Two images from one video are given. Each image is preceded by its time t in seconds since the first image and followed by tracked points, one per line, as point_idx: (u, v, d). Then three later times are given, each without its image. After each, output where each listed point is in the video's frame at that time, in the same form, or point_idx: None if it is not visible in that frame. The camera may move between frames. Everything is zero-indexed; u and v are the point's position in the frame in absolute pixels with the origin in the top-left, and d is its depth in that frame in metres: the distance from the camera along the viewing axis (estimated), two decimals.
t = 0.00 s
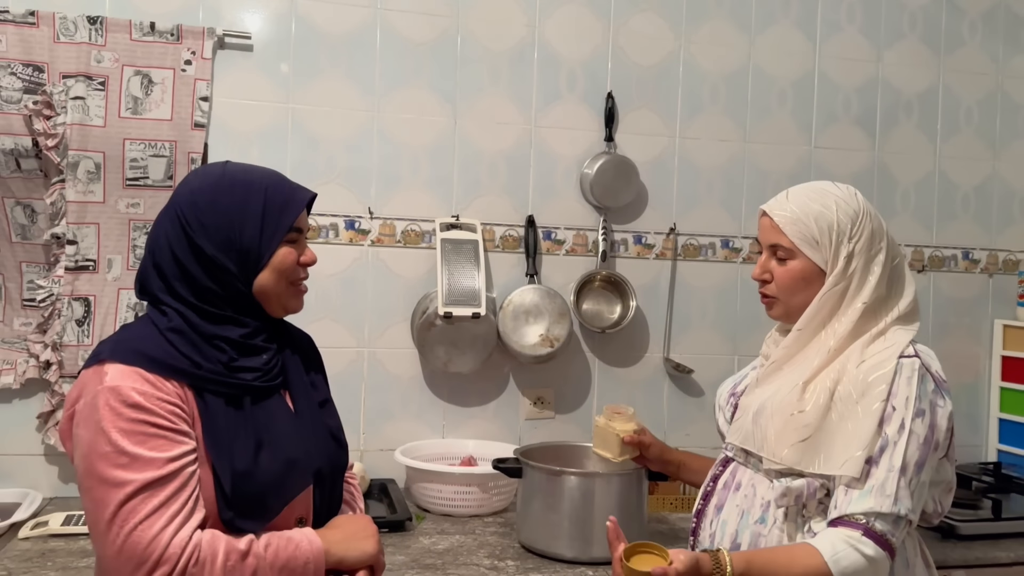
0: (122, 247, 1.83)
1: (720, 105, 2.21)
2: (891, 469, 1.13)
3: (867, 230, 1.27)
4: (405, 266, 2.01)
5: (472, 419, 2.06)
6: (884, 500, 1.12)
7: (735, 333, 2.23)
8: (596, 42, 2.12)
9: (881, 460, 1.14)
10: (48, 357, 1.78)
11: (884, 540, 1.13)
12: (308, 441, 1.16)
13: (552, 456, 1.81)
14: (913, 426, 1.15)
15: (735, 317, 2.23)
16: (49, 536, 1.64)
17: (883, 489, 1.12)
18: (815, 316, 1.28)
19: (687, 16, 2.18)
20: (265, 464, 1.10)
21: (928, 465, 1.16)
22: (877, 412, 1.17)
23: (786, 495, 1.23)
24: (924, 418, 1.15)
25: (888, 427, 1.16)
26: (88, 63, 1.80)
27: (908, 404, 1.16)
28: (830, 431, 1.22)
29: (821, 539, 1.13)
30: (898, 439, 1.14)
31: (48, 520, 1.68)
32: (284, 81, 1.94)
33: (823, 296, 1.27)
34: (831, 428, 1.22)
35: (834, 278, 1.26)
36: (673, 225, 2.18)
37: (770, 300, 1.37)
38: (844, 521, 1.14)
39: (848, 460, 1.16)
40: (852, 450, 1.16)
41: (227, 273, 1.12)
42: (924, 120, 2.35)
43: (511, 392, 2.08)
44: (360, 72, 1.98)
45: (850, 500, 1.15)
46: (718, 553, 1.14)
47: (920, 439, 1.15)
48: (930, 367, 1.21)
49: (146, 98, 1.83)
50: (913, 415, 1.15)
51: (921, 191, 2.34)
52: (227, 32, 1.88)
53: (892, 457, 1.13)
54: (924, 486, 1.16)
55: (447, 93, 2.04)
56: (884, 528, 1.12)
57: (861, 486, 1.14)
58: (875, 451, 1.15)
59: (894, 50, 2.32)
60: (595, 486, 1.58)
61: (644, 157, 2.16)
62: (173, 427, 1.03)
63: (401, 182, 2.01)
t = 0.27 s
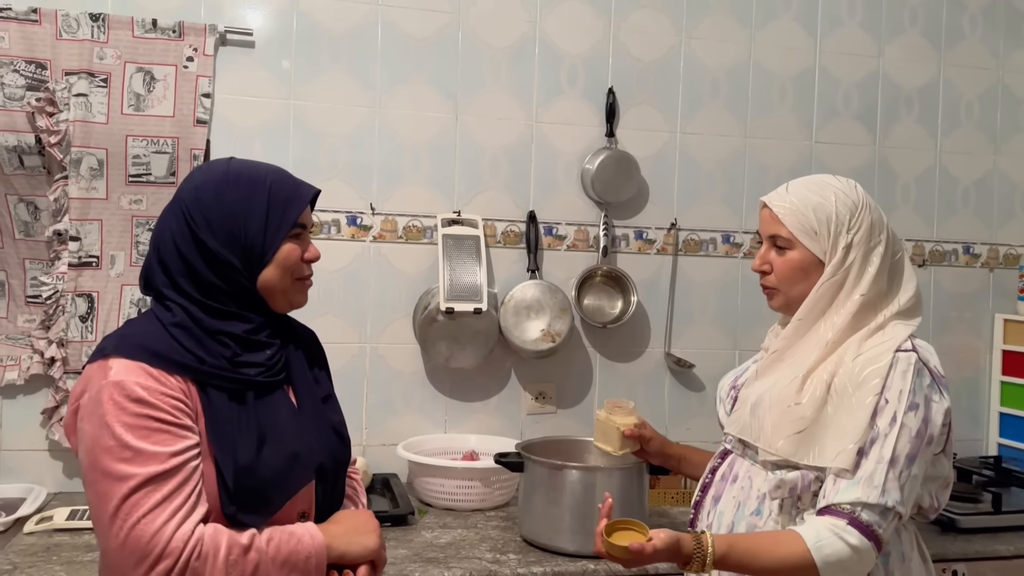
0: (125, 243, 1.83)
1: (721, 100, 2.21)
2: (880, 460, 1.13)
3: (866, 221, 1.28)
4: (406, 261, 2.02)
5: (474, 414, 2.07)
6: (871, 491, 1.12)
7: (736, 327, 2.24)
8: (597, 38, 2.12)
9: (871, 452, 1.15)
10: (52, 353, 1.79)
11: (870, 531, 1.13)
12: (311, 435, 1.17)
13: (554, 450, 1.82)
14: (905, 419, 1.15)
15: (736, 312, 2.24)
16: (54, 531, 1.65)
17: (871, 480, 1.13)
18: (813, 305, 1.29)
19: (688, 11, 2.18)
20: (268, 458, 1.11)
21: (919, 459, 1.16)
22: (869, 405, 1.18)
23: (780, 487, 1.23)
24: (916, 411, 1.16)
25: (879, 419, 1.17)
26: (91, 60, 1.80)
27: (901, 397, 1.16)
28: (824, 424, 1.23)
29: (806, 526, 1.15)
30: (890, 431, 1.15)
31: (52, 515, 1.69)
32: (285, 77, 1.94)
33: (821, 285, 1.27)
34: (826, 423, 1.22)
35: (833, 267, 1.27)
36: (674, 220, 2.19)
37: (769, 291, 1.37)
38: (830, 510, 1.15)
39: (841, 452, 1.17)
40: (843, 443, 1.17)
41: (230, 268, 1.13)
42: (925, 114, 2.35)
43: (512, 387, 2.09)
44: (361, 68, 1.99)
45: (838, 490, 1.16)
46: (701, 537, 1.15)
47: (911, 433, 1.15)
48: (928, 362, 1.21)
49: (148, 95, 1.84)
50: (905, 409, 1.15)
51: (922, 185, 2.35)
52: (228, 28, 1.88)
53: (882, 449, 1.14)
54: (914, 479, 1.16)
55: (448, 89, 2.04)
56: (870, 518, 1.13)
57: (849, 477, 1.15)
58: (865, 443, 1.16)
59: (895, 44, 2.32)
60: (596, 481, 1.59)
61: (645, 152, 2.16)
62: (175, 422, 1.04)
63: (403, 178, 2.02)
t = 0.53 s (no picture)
0: (129, 240, 1.84)
1: (722, 95, 2.21)
2: (885, 450, 1.13)
3: (873, 217, 1.28)
4: (408, 257, 2.03)
5: (477, 409, 2.07)
6: (876, 478, 1.12)
7: (737, 323, 2.24)
8: (598, 34, 2.12)
9: (875, 442, 1.15)
10: (56, 349, 1.80)
11: (876, 513, 1.11)
12: (312, 431, 1.18)
13: (556, 446, 1.83)
14: (909, 411, 1.15)
15: (738, 307, 2.24)
16: (59, 526, 1.66)
17: (876, 467, 1.12)
18: (815, 297, 1.29)
19: (690, 7, 2.18)
20: (269, 454, 1.12)
21: (921, 449, 1.16)
22: (873, 398, 1.18)
23: (780, 481, 1.23)
24: (919, 404, 1.16)
25: (883, 410, 1.17)
26: (94, 57, 1.81)
27: (903, 389, 1.16)
28: (825, 417, 1.23)
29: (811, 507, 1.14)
30: (894, 422, 1.14)
31: (57, 510, 1.70)
32: (287, 74, 1.94)
33: (824, 277, 1.28)
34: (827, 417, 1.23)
35: (836, 260, 1.27)
36: (676, 216, 2.19)
37: (772, 282, 1.38)
38: (835, 495, 1.15)
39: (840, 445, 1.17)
40: (848, 432, 1.17)
41: (232, 264, 1.14)
42: (926, 109, 2.35)
43: (514, 382, 2.09)
44: (363, 65, 1.99)
45: (843, 478, 1.15)
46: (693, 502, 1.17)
47: (915, 424, 1.15)
48: (930, 358, 1.21)
49: (151, 92, 1.84)
50: (908, 400, 1.15)
51: (923, 180, 2.34)
52: (230, 25, 1.89)
53: (886, 438, 1.14)
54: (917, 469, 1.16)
55: (450, 85, 2.04)
56: (876, 500, 1.12)
57: (853, 464, 1.15)
58: (869, 433, 1.16)
59: (897, 39, 2.32)
60: (598, 475, 1.60)
61: (647, 148, 2.16)
62: (177, 417, 1.04)
63: (405, 174, 2.02)
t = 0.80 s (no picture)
0: (131, 236, 1.84)
1: (725, 90, 2.20)
2: (869, 411, 1.13)
3: (883, 222, 1.27)
4: (411, 253, 2.03)
5: (479, 405, 2.08)
6: (858, 432, 1.11)
7: (740, 317, 2.24)
8: (601, 28, 2.12)
9: (861, 405, 1.15)
10: (59, 345, 1.80)
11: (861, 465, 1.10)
12: (314, 425, 1.18)
13: (559, 440, 1.83)
14: (897, 384, 1.15)
15: (740, 302, 2.24)
16: (63, 521, 1.67)
17: (859, 424, 1.12)
18: (819, 300, 1.29)
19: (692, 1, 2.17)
20: (270, 449, 1.12)
21: (907, 422, 1.15)
22: (862, 372, 1.18)
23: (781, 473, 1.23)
24: (909, 379, 1.15)
25: (871, 379, 1.17)
26: (96, 53, 1.81)
27: (895, 363, 1.16)
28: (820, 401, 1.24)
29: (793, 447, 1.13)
30: (881, 390, 1.14)
31: (62, 505, 1.70)
32: (289, 70, 1.94)
33: (829, 282, 1.28)
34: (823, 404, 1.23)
35: (843, 266, 1.27)
36: (678, 211, 2.19)
37: (775, 275, 1.37)
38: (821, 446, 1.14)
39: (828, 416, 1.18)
40: (836, 396, 1.19)
41: (232, 260, 1.14)
42: (930, 103, 2.34)
43: (517, 377, 2.10)
44: (365, 60, 1.99)
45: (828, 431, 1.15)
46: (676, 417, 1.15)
47: (901, 397, 1.14)
48: (926, 342, 1.20)
49: (153, 88, 1.84)
50: (897, 373, 1.15)
51: (927, 174, 2.34)
52: (232, 20, 1.89)
53: (872, 403, 1.14)
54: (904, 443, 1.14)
55: (452, 80, 2.04)
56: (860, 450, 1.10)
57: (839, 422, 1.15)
58: (855, 398, 1.16)
59: (900, 33, 2.31)
60: (601, 469, 1.60)
61: (650, 143, 2.16)
62: (178, 414, 1.05)
63: (407, 170, 2.02)
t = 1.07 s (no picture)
0: (130, 232, 1.84)
1: (726, 85, 2.19)
2: (866, 409, 1.13)
3: (881, 218, 1.26)
4: (411, 249, 2.02)
5: (480, 401, 2.07)
6: (853, 429, 1.11)
7: (741, 313, 2.23)
8: (602, 22, 2.11)
9: (858, 401, 1.14)
10: (59, 342, 1.81)
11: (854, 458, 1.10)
12: (311, 420, 1.18)
13: (559, 436, 1.82)
14: (895, 382, 1.14)
15: (741, 298, 2.23)
16: (62, 517, 1.67)
17: (854, 420, 1.12)
18: (819, 300, 1.29)
19: None
20: (267, 445, 1.12)
21: (904, 422, 1.14)
22: (858, 367, 1.18)
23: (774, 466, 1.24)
24: (906, 377, 1.15)
25: (868, 375, 1.17)
26: (94, 49, 1.81)
27: (892, 361, 1.16)
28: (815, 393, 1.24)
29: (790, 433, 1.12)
30: (878, 388, 1.14)
31: (61, 501, 1.71)
32: (288, 65, 1.94)
33: (828, 282, 1.27)
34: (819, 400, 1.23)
35: (841, 265, 1.26)
36: (679, 206, 2.18)
37: (775, 273, 1.37)
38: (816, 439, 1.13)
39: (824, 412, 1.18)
40: (829, 389, 1.19)
41: (227, 255, 1.14)
42: (932, 97, 2.33)
43: (517, 373, 2.09)
44: (364, 55, 1.98)
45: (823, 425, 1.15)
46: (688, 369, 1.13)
47: (898, 396, 1.14)
48: (926, 340, 1.19)
49: (152, 84, 1.84)
50: (896, 371, 1.15)
51: (929, 169, 2.33)
52: (231, 16, 1.88)
53: (869, 400, 1.13)
54: (898, 442, 1.13)
55: (452, 75, 2.03)
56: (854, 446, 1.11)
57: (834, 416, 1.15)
58: (851, 392, 1.16)
59: (903, 27, 2.30)
60: (600, 465, 1.60)
61: (650, 138, 2.15)
62: (173, 410, 1.04)
63: (407, 166, 2.02)
